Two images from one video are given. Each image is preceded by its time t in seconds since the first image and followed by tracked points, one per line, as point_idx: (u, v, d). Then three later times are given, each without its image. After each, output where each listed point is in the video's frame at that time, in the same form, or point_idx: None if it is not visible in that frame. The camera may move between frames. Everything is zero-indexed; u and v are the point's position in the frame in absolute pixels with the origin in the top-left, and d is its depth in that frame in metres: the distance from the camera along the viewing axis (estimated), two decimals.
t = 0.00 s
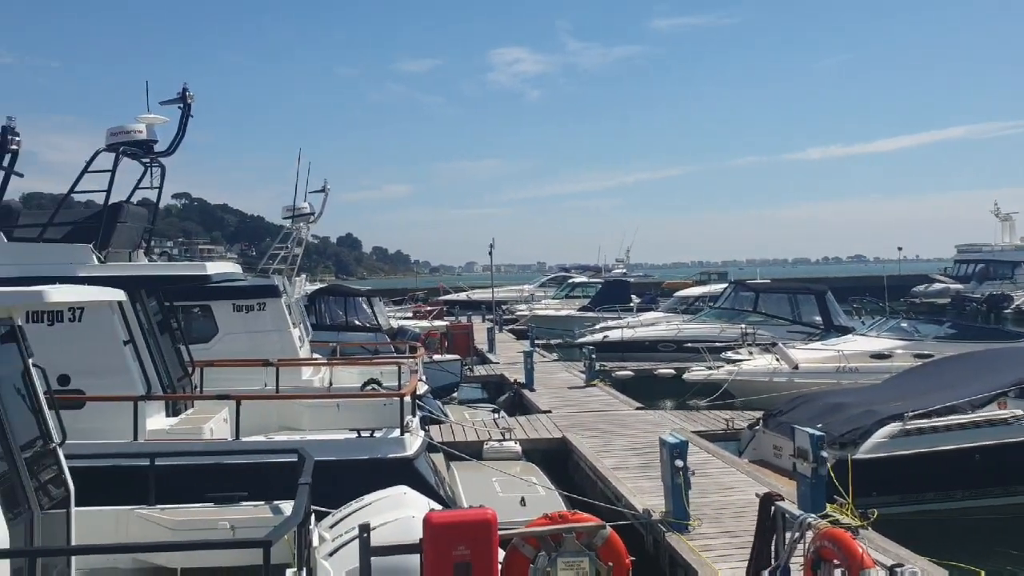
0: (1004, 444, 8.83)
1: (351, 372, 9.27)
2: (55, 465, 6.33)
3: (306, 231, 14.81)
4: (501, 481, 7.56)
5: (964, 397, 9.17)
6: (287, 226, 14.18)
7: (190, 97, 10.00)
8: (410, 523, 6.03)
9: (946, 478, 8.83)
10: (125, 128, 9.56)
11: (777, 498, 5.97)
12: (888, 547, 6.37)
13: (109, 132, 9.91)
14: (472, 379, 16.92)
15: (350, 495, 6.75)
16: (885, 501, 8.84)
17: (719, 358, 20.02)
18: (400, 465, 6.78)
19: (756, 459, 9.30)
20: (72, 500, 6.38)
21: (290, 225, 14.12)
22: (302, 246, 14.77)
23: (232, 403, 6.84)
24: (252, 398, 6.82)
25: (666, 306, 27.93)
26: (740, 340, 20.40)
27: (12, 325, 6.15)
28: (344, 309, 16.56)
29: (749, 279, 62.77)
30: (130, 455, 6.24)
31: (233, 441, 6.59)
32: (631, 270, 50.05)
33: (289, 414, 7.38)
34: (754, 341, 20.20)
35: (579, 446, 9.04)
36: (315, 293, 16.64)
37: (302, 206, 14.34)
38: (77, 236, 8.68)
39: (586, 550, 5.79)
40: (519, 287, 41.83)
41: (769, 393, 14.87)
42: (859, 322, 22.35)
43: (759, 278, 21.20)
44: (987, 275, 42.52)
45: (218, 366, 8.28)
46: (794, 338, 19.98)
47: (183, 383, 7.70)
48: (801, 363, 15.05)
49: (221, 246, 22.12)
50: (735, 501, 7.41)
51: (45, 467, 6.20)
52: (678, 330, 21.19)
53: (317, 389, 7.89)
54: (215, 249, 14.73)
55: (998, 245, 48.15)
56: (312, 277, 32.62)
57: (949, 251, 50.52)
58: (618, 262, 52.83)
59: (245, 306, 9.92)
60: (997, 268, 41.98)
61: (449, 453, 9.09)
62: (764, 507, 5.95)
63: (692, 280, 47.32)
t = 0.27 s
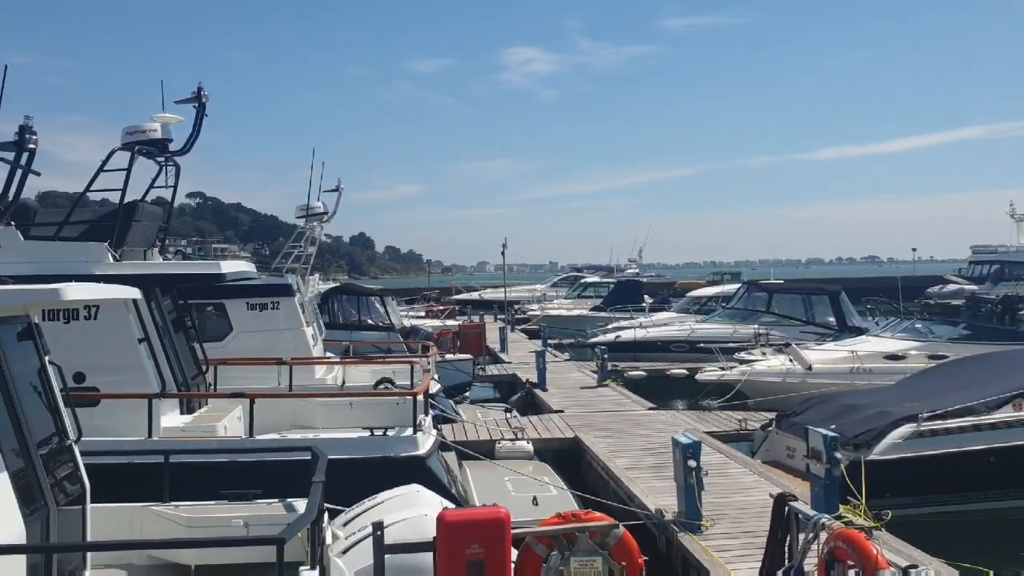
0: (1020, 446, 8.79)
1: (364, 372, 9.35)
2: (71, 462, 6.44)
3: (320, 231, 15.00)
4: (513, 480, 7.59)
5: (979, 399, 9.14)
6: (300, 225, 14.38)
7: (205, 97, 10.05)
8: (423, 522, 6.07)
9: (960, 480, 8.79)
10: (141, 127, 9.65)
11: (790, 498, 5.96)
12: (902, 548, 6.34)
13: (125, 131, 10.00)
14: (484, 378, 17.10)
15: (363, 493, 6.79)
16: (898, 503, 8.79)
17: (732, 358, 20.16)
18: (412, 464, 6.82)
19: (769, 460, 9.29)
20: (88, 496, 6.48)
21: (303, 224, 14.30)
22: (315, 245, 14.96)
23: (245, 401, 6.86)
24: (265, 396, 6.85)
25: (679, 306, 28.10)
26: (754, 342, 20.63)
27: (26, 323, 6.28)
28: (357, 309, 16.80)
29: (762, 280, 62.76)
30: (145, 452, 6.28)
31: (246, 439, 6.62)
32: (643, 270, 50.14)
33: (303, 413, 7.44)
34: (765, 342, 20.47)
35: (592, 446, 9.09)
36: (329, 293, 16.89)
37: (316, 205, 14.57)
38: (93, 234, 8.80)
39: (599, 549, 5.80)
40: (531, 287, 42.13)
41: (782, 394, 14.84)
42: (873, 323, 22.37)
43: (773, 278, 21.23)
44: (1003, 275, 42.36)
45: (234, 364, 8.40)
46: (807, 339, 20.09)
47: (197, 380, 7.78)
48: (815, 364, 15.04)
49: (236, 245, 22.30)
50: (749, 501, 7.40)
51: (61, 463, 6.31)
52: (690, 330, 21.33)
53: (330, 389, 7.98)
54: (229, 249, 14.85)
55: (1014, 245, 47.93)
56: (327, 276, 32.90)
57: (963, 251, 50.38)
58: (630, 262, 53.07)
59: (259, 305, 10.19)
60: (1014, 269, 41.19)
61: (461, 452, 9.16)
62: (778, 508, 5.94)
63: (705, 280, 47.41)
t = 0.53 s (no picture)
0: None
1: (393, 372, 9.50)
2: (107, 459, 6.60)
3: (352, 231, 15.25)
4: (541, 481, 7.64)
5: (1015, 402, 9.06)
6: (333, 226, 14.71)
7: (237, 98, 10.14)
8: (453, 521, 6.13)
9: (996, 484, 8.71)
10: (174, 129, 9.81)
11: (823, 501, 5.93)
12: (936, 553, 6.29)
13: (159, 132, 10.18)
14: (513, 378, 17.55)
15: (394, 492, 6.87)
16: (931, 506, 8.73)
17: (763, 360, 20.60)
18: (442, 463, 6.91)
19: (800, 462, 9.33)
20: (123, 492, 6.62)
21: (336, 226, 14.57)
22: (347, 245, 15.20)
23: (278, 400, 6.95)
24: (297, 395, 6.91)
25: (708, 307, 28.67)
26: (784, 342, 20.78)
27: (64, 322, 6.45)
28: (386, 308, 17.04)
29: (788, 281, 62.78)
30: (179, 450, 6.38)
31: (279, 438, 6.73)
32: (669, 272, 50.46)
33: (333, 413, 7.63)
34: (797, 343, 20.54)
35: (621, 447, 9.22)
36: (359, 293, 17.14)
37: (347, 206, 14.93)
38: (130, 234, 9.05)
39: (629, 550, 5.82)
40: (560, 290, 43.38)
41: (810, 395, 15.10)
42: (908, 324, 22.48)
43: (803, 279, 21.72)
44: None
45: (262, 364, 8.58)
46: (838, 341, 20.40)
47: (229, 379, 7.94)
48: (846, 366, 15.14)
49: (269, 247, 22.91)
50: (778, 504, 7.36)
51: (97, 460, 6.47)
52: (720, 331, 21.69)
53: (361, 387, 8.30)
54: (260, 248, 15.14)
55: None
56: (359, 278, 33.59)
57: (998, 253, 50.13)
58: (659, 263, 53.77)
59: (290, 305, 10.55)
60: None
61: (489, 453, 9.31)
62: (811, 510, 5.91)
63: (733, 282, 47.57)
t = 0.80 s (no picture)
0: None
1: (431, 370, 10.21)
2: (155, 454, 6.75)
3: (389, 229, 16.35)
4: (580, 479, 7.86)
5: None
6: (373, 225, 15.82)
7: (281, 99, 10.28)
8: (496, 519, 6.23)
9: None
10: (220, 129, 10.09)
11: (868, 502, 5.86)
12: (983, 556, 6.21)
13: (204, 133, 10.46)
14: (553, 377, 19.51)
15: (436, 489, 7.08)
16: (979, 510, 8.83)
17: (805, 360, 22.76)
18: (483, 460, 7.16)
19: (843, 462, 9.82)
20: (171, 487, 6.76)
21: (376, 225, 15.40)
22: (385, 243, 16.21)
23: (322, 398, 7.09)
24: (340, 392, 7.02)
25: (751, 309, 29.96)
26: (826, 341, 23.12)
27: (111, 319, 6.62)
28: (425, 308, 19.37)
29: (822, 279, 66.77)
30: (223, 445, 6.46)
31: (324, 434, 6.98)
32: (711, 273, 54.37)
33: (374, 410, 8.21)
34: (839, 342, 22.84)
35: (663, 449, 9.95)
36: (397, 292, 18.80)
37: (388, 206, 15.97)
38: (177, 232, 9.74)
39: (672, 549, 5.87)
40: (601, 290, 49.19)
41: (854, 397, 16.06)
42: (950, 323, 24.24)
43: (844, 279, 23.91)
44: None
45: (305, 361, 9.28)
46: (882, 339, 22.50)
47: (274, 376, 8.60)
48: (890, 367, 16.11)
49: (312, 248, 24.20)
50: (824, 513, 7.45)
51: (145, 455, 6.62)
52: (761, 331, 24.36)
53: (399, 384, 9.10)
54: (302, 249, 15.58)
55: None
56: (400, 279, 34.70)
57: None
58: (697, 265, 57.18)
59: (331, 304, 12.16)
60: None
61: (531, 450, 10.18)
62: (855, 511, 5.87)
63: (768, 286, 51.97)
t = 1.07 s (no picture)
0: None
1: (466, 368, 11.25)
2: (194, 448, 6.86)
3: (425, 227, 17.18)
4: (615, 478, 8.70)
5: None
6: (409, 222, 16.75)
7: (318, 98, 10.38)
8: (532, 516, 6.32)
9: None
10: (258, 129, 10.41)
11: (908, 503, 5.79)
12: None
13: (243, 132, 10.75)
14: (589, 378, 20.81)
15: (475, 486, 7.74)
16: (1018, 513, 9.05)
17: (841, 359, 24.64)
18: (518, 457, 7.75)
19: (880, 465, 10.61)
20: (210, 481, 6.86)
21: (411, 222, 16.48)
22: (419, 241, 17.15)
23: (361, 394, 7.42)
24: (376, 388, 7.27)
25: (786, 308, 32.86)
26: (864, 342, 24.76)
27: (153, 315, 6.76)
28: (458, 306, 20.28)
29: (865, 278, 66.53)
30: (261, 440, 6.60)
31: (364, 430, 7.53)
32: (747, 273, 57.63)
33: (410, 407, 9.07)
34: (876, 342, 24.48)
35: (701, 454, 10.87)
36: (433, 290, 20.21)
37: (423, 204, 16.76)
38: (216, 230, 10.50)
39: (709, 549, 5.94)
40: (639, 288, 52.40)
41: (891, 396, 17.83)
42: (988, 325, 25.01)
43: (882, 280, 25.60)
44: None
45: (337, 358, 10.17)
46: (921, 340, 23.96)
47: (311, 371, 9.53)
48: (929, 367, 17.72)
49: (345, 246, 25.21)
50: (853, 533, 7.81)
51: (184, 449, 6.73)
52: (798, 332, 26.09)
53: (431, 380, 10.02)
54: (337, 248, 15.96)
55: None
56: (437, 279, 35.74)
57: None
58: (732, 264, 58.86)
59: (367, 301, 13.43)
60: None
61: (566, 447, 11.51)
62: (895, 513, 5.82)
63: (807, 282, 53.69)
